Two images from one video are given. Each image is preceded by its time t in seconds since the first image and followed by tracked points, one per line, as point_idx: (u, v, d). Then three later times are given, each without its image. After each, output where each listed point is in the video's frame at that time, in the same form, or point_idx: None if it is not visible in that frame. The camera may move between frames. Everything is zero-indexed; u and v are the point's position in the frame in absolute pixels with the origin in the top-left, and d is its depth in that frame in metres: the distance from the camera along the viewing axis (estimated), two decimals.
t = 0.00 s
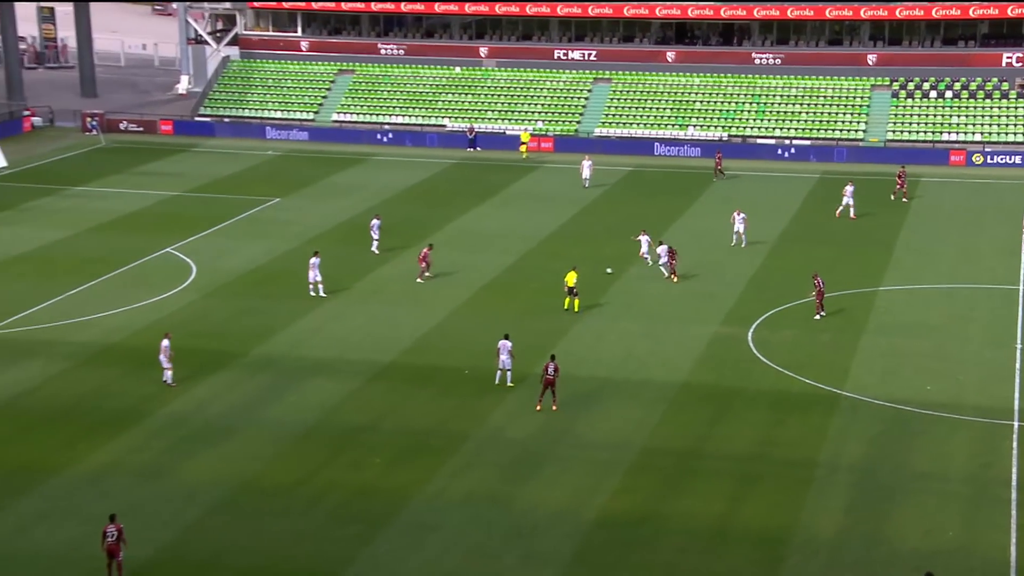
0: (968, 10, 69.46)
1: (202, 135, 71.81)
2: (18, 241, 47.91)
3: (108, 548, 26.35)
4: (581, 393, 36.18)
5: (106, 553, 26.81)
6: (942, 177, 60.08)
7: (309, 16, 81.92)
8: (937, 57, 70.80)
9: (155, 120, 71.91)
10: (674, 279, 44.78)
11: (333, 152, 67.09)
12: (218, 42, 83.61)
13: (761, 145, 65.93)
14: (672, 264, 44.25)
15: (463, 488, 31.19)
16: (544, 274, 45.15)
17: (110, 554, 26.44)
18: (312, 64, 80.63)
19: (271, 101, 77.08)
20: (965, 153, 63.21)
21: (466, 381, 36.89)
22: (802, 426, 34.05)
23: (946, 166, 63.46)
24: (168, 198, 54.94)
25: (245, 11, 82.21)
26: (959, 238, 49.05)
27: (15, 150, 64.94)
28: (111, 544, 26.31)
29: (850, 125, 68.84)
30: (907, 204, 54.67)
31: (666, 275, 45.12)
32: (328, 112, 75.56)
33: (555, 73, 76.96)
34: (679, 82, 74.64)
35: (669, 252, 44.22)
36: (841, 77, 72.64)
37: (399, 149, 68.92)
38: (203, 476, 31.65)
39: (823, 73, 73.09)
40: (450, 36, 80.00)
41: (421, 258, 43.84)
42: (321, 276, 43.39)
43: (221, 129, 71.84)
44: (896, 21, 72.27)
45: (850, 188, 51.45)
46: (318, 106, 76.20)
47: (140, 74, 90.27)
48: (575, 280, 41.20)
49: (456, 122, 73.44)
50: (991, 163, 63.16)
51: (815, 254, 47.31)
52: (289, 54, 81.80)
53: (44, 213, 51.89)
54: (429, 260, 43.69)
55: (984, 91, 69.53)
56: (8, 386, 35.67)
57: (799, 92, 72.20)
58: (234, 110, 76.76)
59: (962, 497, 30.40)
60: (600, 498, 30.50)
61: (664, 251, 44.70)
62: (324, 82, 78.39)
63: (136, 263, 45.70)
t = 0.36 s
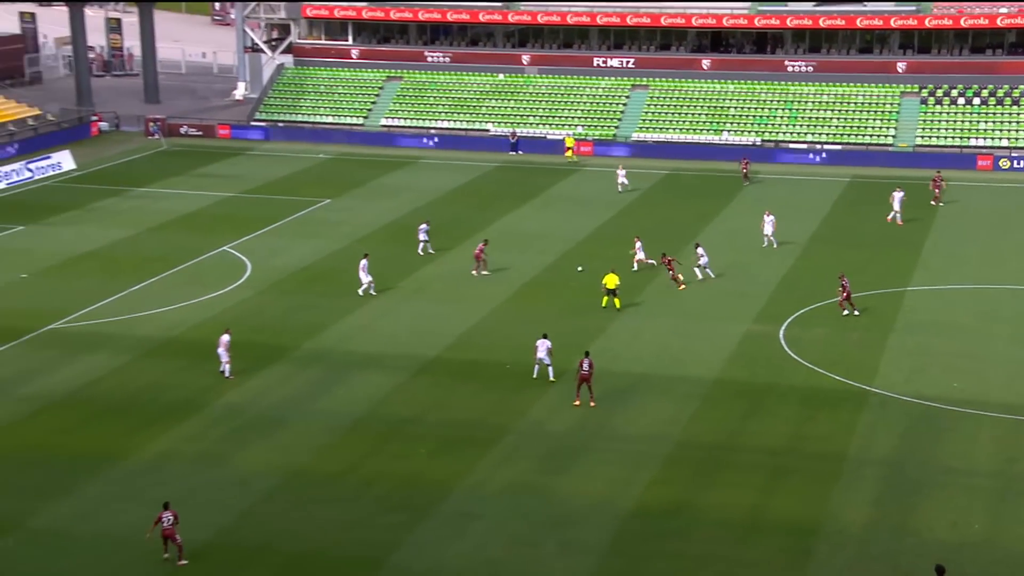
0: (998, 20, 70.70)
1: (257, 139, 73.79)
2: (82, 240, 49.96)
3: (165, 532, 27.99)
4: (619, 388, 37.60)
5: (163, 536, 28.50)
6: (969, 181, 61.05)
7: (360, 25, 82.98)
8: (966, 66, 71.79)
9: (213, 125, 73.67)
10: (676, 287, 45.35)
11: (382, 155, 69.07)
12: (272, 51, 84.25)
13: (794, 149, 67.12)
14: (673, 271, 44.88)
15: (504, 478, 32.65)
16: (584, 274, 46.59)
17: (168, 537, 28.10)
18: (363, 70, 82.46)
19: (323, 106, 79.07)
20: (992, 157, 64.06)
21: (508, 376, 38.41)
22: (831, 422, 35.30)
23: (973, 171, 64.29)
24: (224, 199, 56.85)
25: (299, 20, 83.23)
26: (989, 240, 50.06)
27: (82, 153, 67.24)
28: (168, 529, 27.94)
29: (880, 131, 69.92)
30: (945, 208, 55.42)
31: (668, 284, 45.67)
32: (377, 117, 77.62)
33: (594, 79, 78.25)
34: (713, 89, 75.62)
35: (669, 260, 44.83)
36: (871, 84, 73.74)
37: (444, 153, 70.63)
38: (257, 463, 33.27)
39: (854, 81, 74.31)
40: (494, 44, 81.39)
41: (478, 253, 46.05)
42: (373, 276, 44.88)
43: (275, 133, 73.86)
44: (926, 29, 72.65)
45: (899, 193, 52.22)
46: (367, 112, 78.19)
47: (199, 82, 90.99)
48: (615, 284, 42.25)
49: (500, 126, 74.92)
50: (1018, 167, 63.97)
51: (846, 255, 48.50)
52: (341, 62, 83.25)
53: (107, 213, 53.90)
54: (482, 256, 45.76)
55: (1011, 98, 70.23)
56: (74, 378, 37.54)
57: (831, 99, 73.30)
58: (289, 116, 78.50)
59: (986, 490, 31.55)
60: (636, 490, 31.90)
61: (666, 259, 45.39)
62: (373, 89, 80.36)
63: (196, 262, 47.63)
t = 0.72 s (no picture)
0: None
1: (305, 144, 75.04)
2: (139, 241, 51.40)
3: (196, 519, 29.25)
4: (657, 388, 38.43)
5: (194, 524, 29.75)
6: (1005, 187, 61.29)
7: (407, 33, 84.18)
8: (1002, 73, 71.98)
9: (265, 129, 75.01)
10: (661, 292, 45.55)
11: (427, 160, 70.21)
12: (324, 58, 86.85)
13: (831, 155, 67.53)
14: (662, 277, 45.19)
15: (545, 475, 33.57)
16: (624, 276, 47.45)
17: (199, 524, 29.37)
18: (410, 77, 83.47)
19: (372, 112, 80.28)
20: None
21: (549, 375, 39.33)
22: (867, 423, 35.96)
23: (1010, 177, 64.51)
24: (276, 202, 58.17)
25: (348, 28, 84.61)
26: None
27: (140, 157, 68.90)
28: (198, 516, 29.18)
29: (916, 138, 70.24)
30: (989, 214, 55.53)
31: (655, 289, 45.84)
32: (423, 123, 78.49)
33: (634, 87, 79.06)
34: (751, 96, 76.26)
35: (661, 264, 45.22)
36: (905, 91, 73.96)
37: (488, 158, 71.65)
38: (306, 458, 34.35)
39: (891, 88, 74.39)
40: (537, 52, 82.27)
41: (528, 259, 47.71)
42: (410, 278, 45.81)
43: (324, 137, 75.09)
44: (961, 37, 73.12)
45: (954, 201, 52.12)
46: (413, 117, 79.18)
47: (252, 88, 92.06)
48: (657, 284, 42.97)
49: (542, 132, 75.97)
50: None
51: (884, 259, 49.05)
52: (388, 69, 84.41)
53: (163, 215, 55.36)
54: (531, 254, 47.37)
55: None
56: (130, 374, 38.84)
57: (867, 105, 73.60)
58: (337, 121, 79.91)
59: (1021, 491, 32.07)
60: (674, 488, 32.73)
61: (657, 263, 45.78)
62: (419, 96, 81.27)
63: (246, 262, 48.89)
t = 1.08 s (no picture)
0: None
1: (347, 147, 75.89)
2: (184, 243, 52.25)
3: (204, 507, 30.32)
4: (693, 389, 38.79)
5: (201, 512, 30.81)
6: None
7: (447, 39, 85.21)
8: None
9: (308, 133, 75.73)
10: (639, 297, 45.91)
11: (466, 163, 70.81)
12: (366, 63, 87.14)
13: (869, 159, 67.62)
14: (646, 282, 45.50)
15: (582, 475, 34.00)
16: (662, 279, 47.82)
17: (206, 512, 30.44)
18: (450, 82, 84.09)
19: (412, 116, 80.85)
20: None
21: (585, 376, 39.77)
22: (903, 426, 36.14)
23: None
24: (319, 204, 58.94)
25: (391, 34, 85.17)
26: None
27: (186, 160, 69.88)
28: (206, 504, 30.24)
29: (954, 143, 70.30)
30: None
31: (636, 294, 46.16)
32: (463, 127, 79.05)
33: (672, 91, 79.36)
34: (788, 101, 76.31)
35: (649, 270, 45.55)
36: (942, 96, 73.99)
37: (527, 161, 72.25)
38: (346, 457, 34.95)
39: (930, 93, 74.37)
40: (576, 57, 82.74)
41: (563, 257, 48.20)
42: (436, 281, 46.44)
43: (365, 141, 75.86)
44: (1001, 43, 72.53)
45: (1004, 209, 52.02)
46: (453, 121, 79.60)
47: (295, 93, 92.90)
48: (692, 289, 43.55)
49: (580, 136, 76.57)
50: None
51: (921, 264, 49.15)
52: (428, 74, 85.22)
53: (208, 217, 56.24)
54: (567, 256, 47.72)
55: None
56: (175, 373, 39.62)
57: (905, 110, 73.63)
58: (378, 126, 80.77)
59: None
60: (709, 489, 33.07)
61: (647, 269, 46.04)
62: (459, 100, 81.80)
63: (287, 263, 49.68)
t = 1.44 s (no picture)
0: None
1: (411, 149, 76.10)
2: (250, 243, 52.70)
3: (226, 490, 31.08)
4: (758, 395, 38.43)
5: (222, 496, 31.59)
6: None
7: (512, 42, 85.26)
8: None
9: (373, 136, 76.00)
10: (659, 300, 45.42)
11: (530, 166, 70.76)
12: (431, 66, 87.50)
13: (941, 164, 66.63)
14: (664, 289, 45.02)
15: (645, 480, 33.78)
16: (727, 283, 47.45)
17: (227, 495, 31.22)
18: (514, 85, 83.89)
19: (476, 119, 80.93)
20: None
21: (649, 380, 39.55)
22: (973, 435, 35.54)
23: None
24: (383, 206, 59.20)
25: (455, 37, 85.45)
26: None
27: (253, 162, 70.48)
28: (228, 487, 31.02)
29: None
30: None
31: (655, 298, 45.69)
32: (528, 129, 79.32)
33: (738, 95, 78.41)
34: (858, 105, 75.41)
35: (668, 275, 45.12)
36: (1019, 99, 72.39)
37: (592, 165, 72.07)
38: (409, 458, 34.99)
39: (1003, 96, 73.07)
40: (641, 60, 82.69)
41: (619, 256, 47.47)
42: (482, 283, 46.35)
43: (429, 143, 75.97)
44: None
45: None
46: (517, 124, 79.90)
47: (360, 95, 93.34)
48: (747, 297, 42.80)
49: (644, 139, 76.18)
50: None
51: (993, 270, 48.33)
52: (492, 76, 84.82)
53: (274, 219, 56.69)
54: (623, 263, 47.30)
55: None
56: (240, 373, 39.93)
57: (978, 114, 72.29)
58: (442, 128, 80.77)
59: None
60: (773, 496, 32.71)
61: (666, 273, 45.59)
62: (523, 103, 81.82)
63: (352, 264, 49.98)
